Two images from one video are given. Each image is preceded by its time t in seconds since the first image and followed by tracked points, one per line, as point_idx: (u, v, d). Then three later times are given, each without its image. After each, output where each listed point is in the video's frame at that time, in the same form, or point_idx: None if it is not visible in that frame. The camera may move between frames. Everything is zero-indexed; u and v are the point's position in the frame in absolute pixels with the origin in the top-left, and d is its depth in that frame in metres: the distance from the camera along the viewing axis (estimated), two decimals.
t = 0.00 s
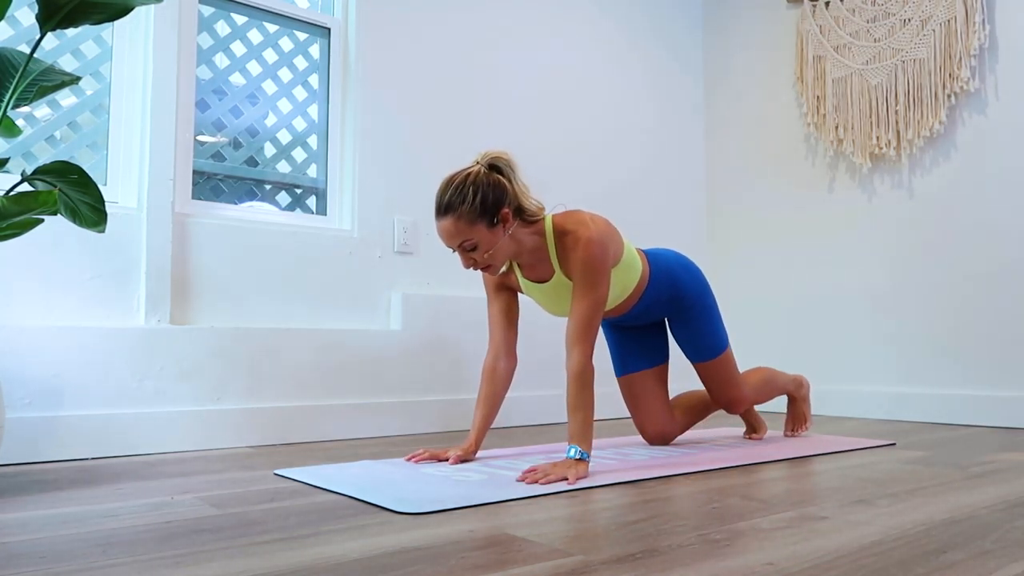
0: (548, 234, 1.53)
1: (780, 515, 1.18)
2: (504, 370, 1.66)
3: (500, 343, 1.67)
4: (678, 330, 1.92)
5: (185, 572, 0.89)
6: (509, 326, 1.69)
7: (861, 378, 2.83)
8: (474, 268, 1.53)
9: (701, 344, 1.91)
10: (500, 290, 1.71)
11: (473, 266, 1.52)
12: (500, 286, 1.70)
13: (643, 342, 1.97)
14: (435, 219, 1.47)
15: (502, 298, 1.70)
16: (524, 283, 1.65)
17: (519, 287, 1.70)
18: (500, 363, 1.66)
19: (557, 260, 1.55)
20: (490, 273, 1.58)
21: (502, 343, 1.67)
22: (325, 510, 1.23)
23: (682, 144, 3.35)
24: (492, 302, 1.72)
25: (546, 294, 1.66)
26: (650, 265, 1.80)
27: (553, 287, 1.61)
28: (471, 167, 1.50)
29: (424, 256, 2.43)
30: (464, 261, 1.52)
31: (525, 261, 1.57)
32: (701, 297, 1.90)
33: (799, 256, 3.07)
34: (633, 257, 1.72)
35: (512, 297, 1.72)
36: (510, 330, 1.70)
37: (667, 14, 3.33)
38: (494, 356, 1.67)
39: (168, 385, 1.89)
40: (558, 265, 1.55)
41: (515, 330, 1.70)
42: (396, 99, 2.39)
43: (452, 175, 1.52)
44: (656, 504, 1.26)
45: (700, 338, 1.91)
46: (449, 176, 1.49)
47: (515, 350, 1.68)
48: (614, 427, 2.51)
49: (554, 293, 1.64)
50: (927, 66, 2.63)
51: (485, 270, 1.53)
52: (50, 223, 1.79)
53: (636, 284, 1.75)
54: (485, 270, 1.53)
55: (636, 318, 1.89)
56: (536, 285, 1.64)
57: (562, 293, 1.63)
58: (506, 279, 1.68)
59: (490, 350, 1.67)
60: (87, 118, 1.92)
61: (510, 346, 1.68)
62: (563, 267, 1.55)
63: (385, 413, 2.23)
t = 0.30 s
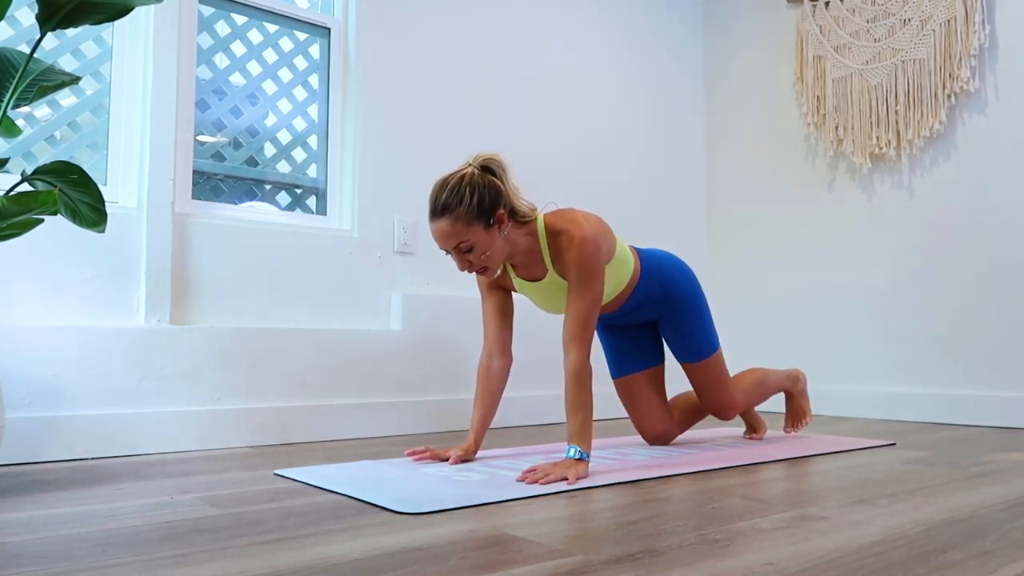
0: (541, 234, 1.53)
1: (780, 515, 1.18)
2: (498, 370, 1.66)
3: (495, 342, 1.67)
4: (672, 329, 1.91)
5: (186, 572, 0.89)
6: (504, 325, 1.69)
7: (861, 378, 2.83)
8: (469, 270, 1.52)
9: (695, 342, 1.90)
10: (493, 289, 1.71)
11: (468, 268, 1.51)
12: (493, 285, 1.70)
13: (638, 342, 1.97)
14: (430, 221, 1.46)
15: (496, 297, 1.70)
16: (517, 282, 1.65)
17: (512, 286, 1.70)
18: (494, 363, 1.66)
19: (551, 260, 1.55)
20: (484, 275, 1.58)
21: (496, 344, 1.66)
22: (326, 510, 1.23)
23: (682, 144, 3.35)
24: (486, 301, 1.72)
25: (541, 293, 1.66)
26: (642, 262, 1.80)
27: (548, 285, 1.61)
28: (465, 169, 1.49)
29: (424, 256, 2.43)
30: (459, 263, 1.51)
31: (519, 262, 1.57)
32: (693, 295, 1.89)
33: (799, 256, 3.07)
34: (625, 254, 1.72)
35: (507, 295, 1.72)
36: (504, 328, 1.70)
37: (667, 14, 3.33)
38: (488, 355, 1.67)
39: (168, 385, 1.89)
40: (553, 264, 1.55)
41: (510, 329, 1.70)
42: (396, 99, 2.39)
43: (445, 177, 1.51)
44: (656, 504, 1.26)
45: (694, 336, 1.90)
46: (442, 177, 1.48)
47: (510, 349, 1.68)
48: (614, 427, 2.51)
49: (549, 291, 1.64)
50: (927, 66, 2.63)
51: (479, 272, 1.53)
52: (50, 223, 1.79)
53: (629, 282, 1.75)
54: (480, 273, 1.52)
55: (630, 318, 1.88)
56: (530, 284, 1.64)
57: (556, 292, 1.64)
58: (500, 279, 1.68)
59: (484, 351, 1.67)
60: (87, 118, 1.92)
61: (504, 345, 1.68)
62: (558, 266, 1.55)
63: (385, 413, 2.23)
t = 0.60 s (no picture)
0: (530, 232, 1.53)
1: (780, 515, 1.18)
2: (493, 369, 1.66)
3: (489, 340, 1.67)
4: (673, 321, 1.91)
5: (185, 572, 0.88)
6: (497, 324, 1.69)
7: (861, 378, 2.83)
8: (459, 271, 1.52)
9: (699, 335, 1.89)
10: (486, 287, 1.71)
11: (458, 269, 1.50)
12: (487, 284, 1.70)
13: (636, 339, 1.97)
14: (419, 221, 1.45)
15: (489, 295, 1.70)
16: (510, 279, 1.65)
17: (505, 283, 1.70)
18: (489, 362, 1.66)
19: (542, 257, 1.55)
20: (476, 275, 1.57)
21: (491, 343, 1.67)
22: (325, 510, 1.23)
23: (682, 144, 3.35)
24: (480, 299, 1.72)
25: (534, 289, 1.66)
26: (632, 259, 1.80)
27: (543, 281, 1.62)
28: (452, 168, 1.49)
29: (424, 256, 2.43)
30: (449, 264, 1.51)
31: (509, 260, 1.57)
32: (693, 291, 1.87)
33: (799, 256, 3.07)
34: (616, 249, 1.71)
35: (500, 293, 1.72)
36: (498, 327, 1.70)
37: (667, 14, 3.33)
38: (482, 354, 1.67)
39: (168, 385, 1.89)
40: (544, 261, 1.55)
41: (504, 327, 1.70)
42: (396, 99, 2.39)
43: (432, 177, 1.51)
44: (656, 504, 1.26)
45: (697, 328, 1.89)
46: (429, 177, 1.48)
47: (504, 347, 1.68)
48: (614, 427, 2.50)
49: (543, 286, 1.64)
50: (927, 66, 2.63)
51: (470, 272, 1.52)
52: (50, 223, 1.79)
53: (622, 277, 1.74)
54: (470, 273, 1.52)
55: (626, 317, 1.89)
56: (522, 279, 1.64)
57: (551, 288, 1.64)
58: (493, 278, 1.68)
59: (479, 350, 1.68)
60: (87, 118, 1.92)
61: (499, 343, 1.68)
62: (549, 263, 1.55)
63: (385, 414, 2.23)
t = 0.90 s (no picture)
0: (530, 233, 1.53)
1: (780, 515, 1.18)
2: (498, 370, 1.66)
3: (495, 341, 1.67)
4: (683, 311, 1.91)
5: (186, 572, 0.89)
6: (504, 324, 1.69)
7: (861, 378, 2.83)
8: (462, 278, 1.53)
9: (710, 323, 1.91)
10: (493, 288, 1.71)
11: (461, 276, 1.51)
12: (494, 285, 1.70)
13: (641, 330, 1.97)
14: (419, 232, 1.46)
15: (496, 296, 1.71)
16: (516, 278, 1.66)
17: (511, 283, 1.70)
18: (494, 363, 1.66)
19: (544, 257, 1.55)
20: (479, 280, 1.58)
21: (496, 344, 1.67)
22: (325, 510, 1.23)
23: (682, 144, 3.35)
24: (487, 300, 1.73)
25: (540, 285, 1.67)
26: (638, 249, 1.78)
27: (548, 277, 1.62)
28: (449, 175, 1.49)
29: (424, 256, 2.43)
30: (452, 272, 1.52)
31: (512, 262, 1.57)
32: (701, 279, 1.87)
33: (799, 256, 3.07)
34: (620, 237, 1.70)
35: (507, 293, 1.72)
36: (505, 329, 1.70)
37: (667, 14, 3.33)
38: (487, 355, 1.67)
39: (168, 385, 1.89)
40: (547, 261, 1.55)
41: (510, 327, 1.70)
42: (396, 99, 2.39)
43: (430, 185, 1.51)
44: (656, 504, 1.26)
45: (708, 315, 1.90)
46: (427, 186, 1.48)
47: (509, 348, 1.68)
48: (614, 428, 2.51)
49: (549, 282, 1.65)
50: (927, 66, 2.63)
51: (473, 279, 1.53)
52: (50, 224, 1.79)
53: (629, 262, 1.74)
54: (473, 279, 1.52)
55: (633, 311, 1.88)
56: (527, 276, 1.64)
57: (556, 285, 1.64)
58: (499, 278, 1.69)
59: (484, 351, 1.67)
60: (87, 118, 1.92)
61: (504, 344, 1.68)
62: (550, 263, 1.55)
63: (385, 414, 2.23)
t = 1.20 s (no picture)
0: (528, 233, 1.52)
1: (780, 515, 1.18)
2: (498, 370, 1.66)
3: (495, 342, 1.67)
4: (683, 302, 1.88)
5: (186, 572, 0.89)
6: (503, 324, 1.69)
7: (862, 378, 2.83)
8: (462, 284, 1.53)
9: (707, 312, 1.89)
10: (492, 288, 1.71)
11: (461, 283, 1.51)
12: (493, 285, 1.70)
13: (644, 320, 1.94)
14: (417, 240, 1.46)
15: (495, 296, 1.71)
16: (515, 277, 1.66)
17: (510, 282, 1.70)
18: (494, 362, 1.66)
19: (544, 257, 1.55)
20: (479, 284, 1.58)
21: (496, 344, 1.67)
22: (325, 510, 1.23)
23: (682, 144, 3.35)
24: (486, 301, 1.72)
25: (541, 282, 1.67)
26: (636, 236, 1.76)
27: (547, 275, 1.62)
28: (446, 182, 1.48)
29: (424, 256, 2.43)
30: (451, 279, 1.52)
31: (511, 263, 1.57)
32: (699, 267, 1.86)
33: (799, 256, 3.07)
34: (620, 227, 1.68)
35: (507, 292, 1.72)
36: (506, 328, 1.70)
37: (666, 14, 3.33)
38: (488, 355, 1.67)
39: (168, 385, 1.89)
40: (546, 261, 1.55)
41: (509, 327, 1.70)
42: (396, 99, 2.39)
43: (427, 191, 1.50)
44: (656, 504, 1.26)
45: (707, 306, 1.88)
46: (424, 193, 1.47)
47: (509, 348, 1.68)
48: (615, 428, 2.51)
49: (549, 280, 1.65)
50: (927, 66, 2.63)
51: (473, 285, 1.53)
52: (49, 224, 1.79)
53: (628, 249, 1.71)
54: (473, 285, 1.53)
55: (631, 299, 1.86)
56: (526, 275, 1.64)
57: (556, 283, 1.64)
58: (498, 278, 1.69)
59: (484, 351, 1.67)
60: (87, 118, 1.92)
61: (504, 344, 1.68)
62: (548, 263, 1.55)
63: (385, 414, 2.23)
